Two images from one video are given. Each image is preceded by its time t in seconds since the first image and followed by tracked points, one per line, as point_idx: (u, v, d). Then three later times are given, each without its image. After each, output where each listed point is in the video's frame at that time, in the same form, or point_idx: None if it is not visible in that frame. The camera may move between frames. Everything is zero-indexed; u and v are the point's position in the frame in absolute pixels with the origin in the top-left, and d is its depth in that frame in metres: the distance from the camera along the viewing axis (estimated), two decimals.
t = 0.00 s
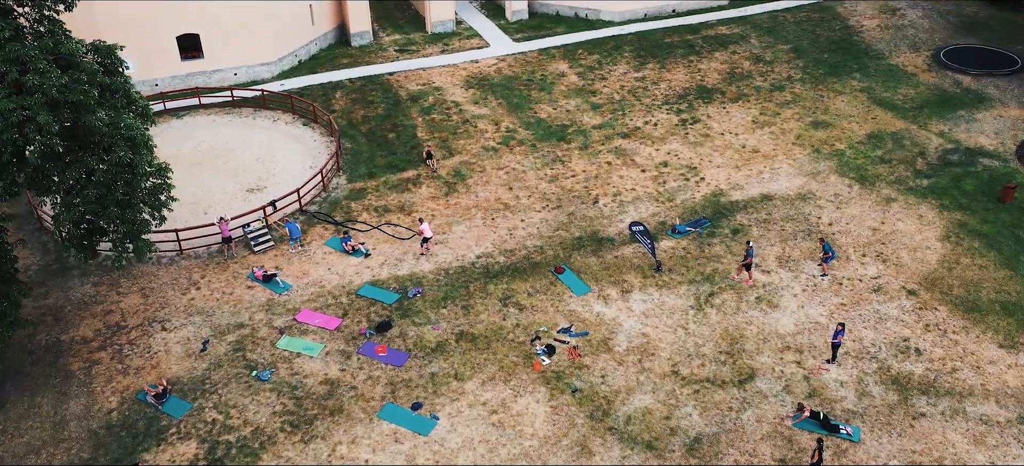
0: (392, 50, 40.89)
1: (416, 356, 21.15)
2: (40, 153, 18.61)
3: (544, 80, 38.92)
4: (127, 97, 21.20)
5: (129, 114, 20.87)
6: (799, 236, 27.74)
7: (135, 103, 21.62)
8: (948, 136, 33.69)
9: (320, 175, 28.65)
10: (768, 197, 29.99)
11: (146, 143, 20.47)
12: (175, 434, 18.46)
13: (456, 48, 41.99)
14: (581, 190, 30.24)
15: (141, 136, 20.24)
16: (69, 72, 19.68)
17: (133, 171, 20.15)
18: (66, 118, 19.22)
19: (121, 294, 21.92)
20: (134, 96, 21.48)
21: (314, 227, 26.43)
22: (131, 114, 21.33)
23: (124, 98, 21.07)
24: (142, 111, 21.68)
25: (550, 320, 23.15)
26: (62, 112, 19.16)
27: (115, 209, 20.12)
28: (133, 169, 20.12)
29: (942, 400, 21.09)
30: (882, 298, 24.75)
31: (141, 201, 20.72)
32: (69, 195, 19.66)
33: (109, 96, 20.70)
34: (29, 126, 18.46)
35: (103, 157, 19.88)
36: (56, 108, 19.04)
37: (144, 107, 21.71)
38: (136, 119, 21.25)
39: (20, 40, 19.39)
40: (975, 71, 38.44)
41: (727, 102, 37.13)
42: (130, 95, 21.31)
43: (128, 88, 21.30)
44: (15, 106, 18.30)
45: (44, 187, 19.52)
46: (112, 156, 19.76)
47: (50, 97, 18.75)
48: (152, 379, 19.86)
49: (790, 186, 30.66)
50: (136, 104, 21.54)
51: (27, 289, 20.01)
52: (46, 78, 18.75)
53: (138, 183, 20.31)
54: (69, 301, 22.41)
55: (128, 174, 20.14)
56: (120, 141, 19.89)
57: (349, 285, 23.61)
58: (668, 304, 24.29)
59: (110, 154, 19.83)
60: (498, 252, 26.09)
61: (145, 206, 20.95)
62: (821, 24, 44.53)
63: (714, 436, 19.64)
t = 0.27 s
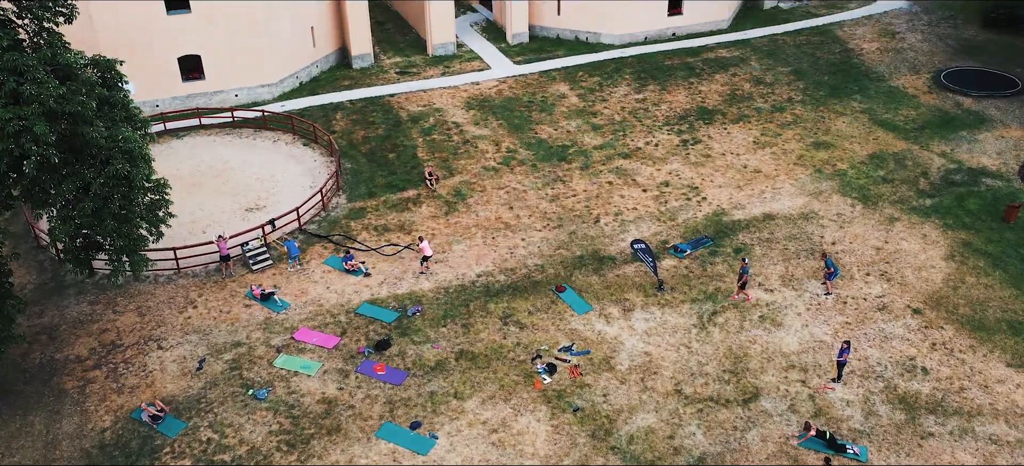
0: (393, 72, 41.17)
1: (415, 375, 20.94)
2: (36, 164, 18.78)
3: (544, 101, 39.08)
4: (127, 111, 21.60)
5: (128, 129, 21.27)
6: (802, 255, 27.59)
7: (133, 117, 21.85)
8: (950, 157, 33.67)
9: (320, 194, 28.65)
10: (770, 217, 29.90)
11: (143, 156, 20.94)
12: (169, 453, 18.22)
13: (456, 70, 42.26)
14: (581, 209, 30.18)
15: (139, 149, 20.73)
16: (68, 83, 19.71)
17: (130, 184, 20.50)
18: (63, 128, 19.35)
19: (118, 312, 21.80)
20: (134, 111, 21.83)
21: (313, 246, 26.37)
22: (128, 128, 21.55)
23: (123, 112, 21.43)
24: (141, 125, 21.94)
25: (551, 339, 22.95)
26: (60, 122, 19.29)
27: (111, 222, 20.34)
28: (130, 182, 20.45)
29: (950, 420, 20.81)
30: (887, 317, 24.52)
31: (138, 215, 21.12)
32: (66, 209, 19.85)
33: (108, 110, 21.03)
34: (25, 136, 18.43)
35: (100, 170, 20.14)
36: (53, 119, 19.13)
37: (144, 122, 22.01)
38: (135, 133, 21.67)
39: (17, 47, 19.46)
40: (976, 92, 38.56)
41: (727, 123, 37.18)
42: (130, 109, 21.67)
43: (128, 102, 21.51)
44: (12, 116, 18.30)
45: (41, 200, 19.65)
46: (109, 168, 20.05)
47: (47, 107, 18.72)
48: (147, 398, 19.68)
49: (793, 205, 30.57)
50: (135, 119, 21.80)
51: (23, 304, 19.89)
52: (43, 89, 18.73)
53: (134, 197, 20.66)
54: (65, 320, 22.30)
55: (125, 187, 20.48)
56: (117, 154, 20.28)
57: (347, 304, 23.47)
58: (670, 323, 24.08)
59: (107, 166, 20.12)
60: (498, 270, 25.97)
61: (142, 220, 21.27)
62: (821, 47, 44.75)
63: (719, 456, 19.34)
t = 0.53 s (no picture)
0: (394, 94, 41.44)
1: (414, 393, 20.75)
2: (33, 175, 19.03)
3: (544, 123, 39.23)
4: (126, 125, 21.60)
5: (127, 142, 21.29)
6: (805, 273, 27.45)
7: (133, 131, 21.91)
8: (951, 177, 33.69)
9: (320, 213, 28.68)
10: (772, 236, 29.83)
11: (142, 169, 20.97)
12: None
13: (456, 92, 42.51)
14: (582, 228, 30.15)
15: (138, 162, 20.73)
16: (66, 95, 19.91)
17: (127, 197, 20.70)
18: (60, 139, 19.50)
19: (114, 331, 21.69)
20: (133, 125, 21.85)
21: (312, 265, 26.31)
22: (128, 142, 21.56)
23: (122, 126, 21.47)
24: (141, 140, 22.00)
25: (552, 357, 22.77)
26: (57, 133, 19.48)
27: (108, 235, 20.63)
28: (127, 195, 20.66)
29: (958, 439, 20.61)
30: (892, 336, 24.32)
31: (136, 229, 21.27)
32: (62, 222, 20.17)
33: (107, 124, 21.06)
34: (23, 147, 18.74)
35: (98, 182, 20.31)
36: (50, 130, 19.34)
37: (143, 137, 22.12)
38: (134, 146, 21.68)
39: (16, 58, 19.53)
40: (976, 113, 38.73)
41: (727, 144, 37.24)
42: (129, 123, 21.68)
43: (128, 117, 21.59)
44: (9, 126, 18.51)
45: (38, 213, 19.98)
46: (106, 181, 20.17)
47: (44, 118, 18.95)
48: (142, 416, 19.50)
49: (795, 225, 30.51)
50: (135, 134, 21.87)
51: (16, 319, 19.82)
52: (40, 99, 18.95)
53: (132, 210, 20.88)
54: (60, 339, 22.19)
55: (123, 200, 20.71)
56: (115, 167, 20.34)
57: (346, 322, 23.34)
58: (673, 341, 23.89)
59: (105, 179, 20.26)
60: (498, 289, 25.87)
61: (140, 234, 21.46)
62: (820, 70, 45.00)
63: None
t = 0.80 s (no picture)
0: (394, 115, 41.67)
1: (413, 410, 20.56)
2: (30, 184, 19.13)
3: (544, 143, 39.33)
4: (125, 139, 21.80)
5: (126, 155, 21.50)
6: (807, 291, 27.31)
7: (134, 145, 22.07)
8: (953, 196, 33.67)
9: (319, 231, 28.69)
10: (773, 254, 29.75)
11: (139, 182, 21.24)
12: None
13: (457, 113, 42.73)
14: (582, 246, 30.10)
15: (135, 174, 20.95)
16: (64, 105, 19.83)
17: (125, 208, 20.93)
18: (58, 149, 19.62)
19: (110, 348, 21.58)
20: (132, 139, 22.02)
21: (311, 282, 26.23)
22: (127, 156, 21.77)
23: (122, 140, 21.69)
24: (140, 154, 22.19)
25: (552, 374, 22.58)
26: (55, 143, 19.60)
27: (104, 247, 20.93)
28: (125, 207, 20.91)
29: (965, 457, 20.36)
30: (897, 354, 24.12)
31: (132, 242, 21.62)
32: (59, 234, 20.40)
33: (105, 137, 21.24)
34: (19, 157, 18.78)
35: (95, 194, 20.51)
36: (48, 140, 19.47)
37: (143, 151, 22.31)
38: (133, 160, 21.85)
39: (15, 68, 19.43)
40: (976, 133, 38.84)
41: (728, 164, 37.27)
42: (128, 137, 21.89)
43: (127, 130, 21.70)
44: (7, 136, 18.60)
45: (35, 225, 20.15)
46: (104, 192, 20.37)
47: (42, 127, 19.02)
48: (136, 434, 19.31)
49: (796, 243, 30.44)
50: (135, 149, 22.05)
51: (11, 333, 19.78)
52: (38, 108, 18.98)
53: (128, 222, 21.14)
54: (55, 356, 22.07)
55: (120, 211, 20.95)
56: (113, 179, 20.54)
57: (344, 340, 23.21)
58: (674, 358, 23.71)
59: (102, 190, 20.45)
60: (498, 307, 25.74)
61: (136, 247, 21.79)
62: (820, 92, 45.20)
63: None
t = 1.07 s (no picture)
0: (395, 136, 41.85)
1: (412, 428, 20.35)
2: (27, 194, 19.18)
3: (545, 163, 39.41)
4: (124, 152, 21.84)
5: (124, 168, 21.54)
6: (810, 309, 27.14)
7: (133, 159, 22.10)
8: (956, 215, 33.60)
9: (318, 248, 28.64)
10: (776, 272, 29.64)
11: (138, 194, 21.13)
12: None
13: (457, 134, 42.90)
14: (583, 264, 30.02)
15: (133, 185, 20.82)
16: (62, 116, 20.08)
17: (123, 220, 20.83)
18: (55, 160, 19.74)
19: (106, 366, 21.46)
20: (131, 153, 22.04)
21: (309, 301, 26.14)
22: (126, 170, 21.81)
23: (121, 153, 21.77)
24: (139, 168, 22.22)
25: (553, 392, 22.37)
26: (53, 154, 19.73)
27: (101, 259, 20.94)
28: (122, 220, 20.82)
29: None
30: (902, 372, 23.89)
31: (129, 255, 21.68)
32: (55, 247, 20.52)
33: (104, 150, 21.40)
34: (16, 166, 18.93)
35: (92, 204, 20.61)
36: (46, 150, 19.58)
37: (142, 165, 22.29)
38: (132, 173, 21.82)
39: (14, 78, 19.57)
40: (977, 154, 38.91)
41: (729, 184, 37.28)
42: (127, 151, 21.93)
43: (125, 144, 21.86)
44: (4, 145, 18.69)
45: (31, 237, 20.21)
46: (101, 203, 20.34)
47: (39, 136, 19.13)
48: (130, 452, 19.10)
49: (798, 261, 30.34)
50: (134, 162, 22.05)
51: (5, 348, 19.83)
52: (36, 118, 19.12)
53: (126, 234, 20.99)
54: (50, 374, 21.93)
55: (118, 223, 20.87)
56: (110, 190, 20.51)
57: (343, 357, 23.06)
58: (676, 376, 23.50)
59: (99, 202, 20.45)
60: (499, 325, 25.59)
61: (133, 260, 21.81)
62: (820, 113, 45.37)
63: None
